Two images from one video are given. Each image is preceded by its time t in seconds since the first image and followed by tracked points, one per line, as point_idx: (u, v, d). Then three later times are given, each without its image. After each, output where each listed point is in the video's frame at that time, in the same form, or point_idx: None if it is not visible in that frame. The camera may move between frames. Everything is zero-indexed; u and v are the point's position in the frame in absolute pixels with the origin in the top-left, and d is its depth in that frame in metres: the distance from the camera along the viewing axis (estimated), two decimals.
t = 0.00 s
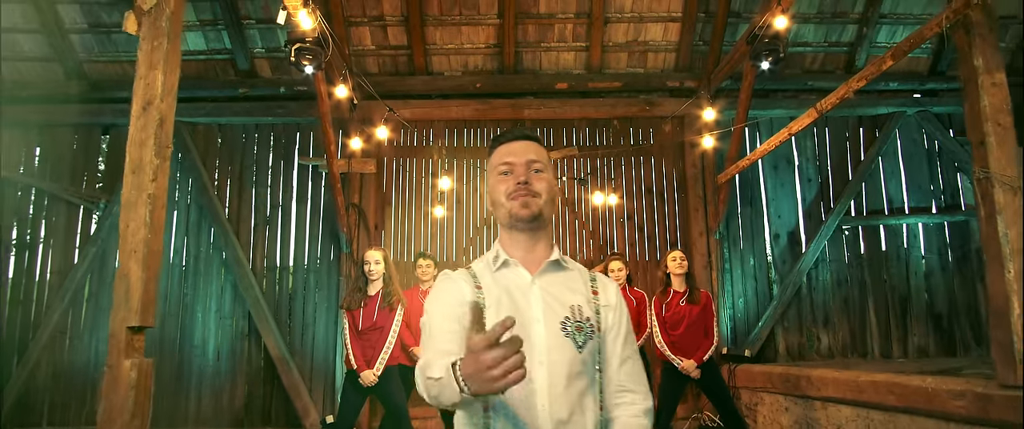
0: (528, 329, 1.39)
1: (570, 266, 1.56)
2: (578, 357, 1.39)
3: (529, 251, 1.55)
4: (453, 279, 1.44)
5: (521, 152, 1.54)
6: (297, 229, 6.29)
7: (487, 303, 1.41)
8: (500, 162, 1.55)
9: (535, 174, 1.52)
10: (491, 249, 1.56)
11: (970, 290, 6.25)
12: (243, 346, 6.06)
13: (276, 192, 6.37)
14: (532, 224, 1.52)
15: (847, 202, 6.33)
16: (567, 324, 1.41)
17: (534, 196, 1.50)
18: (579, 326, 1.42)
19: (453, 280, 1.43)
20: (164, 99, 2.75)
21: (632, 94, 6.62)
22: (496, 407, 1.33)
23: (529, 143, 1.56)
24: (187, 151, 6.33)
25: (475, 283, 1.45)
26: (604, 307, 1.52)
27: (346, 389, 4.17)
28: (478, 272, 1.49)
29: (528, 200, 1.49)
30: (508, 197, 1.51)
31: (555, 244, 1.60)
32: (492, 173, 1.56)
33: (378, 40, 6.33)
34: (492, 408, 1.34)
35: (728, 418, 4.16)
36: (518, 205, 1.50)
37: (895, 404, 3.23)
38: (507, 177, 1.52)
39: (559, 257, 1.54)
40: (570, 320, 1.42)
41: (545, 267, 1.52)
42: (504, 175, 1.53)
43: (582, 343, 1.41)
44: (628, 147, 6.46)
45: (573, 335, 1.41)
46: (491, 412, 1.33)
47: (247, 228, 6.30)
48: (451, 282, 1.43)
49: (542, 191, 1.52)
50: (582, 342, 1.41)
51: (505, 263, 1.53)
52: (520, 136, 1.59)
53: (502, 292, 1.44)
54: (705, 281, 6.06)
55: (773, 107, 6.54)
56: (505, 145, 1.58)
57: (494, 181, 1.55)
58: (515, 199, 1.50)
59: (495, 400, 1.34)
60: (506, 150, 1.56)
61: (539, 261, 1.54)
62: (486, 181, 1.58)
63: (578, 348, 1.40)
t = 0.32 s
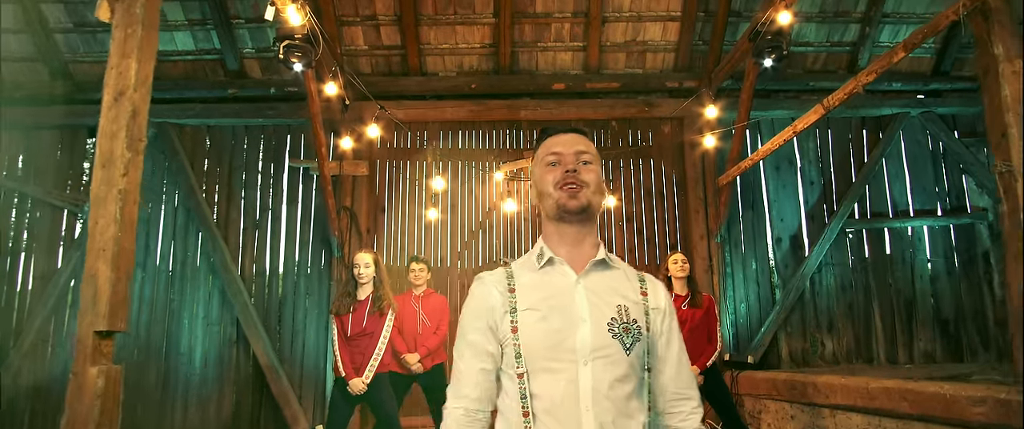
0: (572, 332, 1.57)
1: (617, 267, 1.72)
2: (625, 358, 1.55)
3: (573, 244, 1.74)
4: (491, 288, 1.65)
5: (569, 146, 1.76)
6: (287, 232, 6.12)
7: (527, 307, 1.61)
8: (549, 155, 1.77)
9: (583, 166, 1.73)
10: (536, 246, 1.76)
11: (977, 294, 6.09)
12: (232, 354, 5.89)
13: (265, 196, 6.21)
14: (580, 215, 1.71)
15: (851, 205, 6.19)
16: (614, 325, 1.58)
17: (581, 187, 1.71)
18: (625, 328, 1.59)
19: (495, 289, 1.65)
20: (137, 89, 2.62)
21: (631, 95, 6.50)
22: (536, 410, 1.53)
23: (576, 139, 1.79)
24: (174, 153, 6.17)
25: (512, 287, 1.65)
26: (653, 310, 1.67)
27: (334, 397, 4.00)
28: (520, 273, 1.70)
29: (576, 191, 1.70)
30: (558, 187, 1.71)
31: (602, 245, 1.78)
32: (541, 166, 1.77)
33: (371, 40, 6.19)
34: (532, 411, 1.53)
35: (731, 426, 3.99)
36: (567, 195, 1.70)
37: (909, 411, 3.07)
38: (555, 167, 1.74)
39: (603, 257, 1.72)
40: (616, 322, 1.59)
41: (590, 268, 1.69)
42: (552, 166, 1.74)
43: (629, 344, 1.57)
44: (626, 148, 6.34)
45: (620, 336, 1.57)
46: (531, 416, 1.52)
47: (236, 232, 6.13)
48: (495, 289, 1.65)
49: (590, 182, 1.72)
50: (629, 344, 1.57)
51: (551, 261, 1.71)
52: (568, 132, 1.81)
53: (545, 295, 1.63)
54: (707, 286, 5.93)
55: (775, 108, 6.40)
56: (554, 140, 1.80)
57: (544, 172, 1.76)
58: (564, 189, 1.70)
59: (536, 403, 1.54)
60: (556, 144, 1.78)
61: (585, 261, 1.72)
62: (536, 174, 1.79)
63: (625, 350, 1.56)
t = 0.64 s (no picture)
0: (571, 325, 1.51)
1: (631, 254, 1.62)
2: (627, 354, 1.48)
3: (586, 235, 1.66)
4: (494, 278, 1.63)
5: (584, 127, 1.66)
6: (273, 234, 5.91)
7: (527, 298, 1.57)
8: (562, 137, 1.67)
9: (598, 150, 1.64)
10: (547, 235, 1.70)
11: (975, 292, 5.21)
12: (216, 361, 5.67)
13: (251, 197, 6.00)
14: (593, 203, 1.62)
15: (856, 204, 5.99)
16: (617, 318, 1.50)
17: (594, 173, 1.61)
18: (630, 321, 1.50)
19: (496, 279, 1.62)
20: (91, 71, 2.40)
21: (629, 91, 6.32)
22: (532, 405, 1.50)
23: (591, 119, 1.68)
24: (157, 153, 5.97)
25: (515, 275, 1.62)
26: (668, 301, 1.55)
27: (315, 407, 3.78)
28: (526, 260, 1.65)
29: (588, 177, 1.60)
30: (569, 172, 1.61)
31: (617, 232, 1.68)
32: (553, 149, 1.68)
33: (360, 35, 6.00)
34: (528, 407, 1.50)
35: None
36: (579, 181, 1.60)
37: (929, 419, 2.87)
38: (568, 150, 1.64)
39: (616, 245, 1.62)
40: (621, 314, 1.51)
41: (600, 256, 1.61)
42: (565, 150, 1.65)
43: (633, 339, 1.49)
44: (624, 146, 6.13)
45: (623, 331, 1.49)
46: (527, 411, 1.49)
47: (220, 235, 5.92)
48: (497, 278, 1.63)
49: (605, 167, 1.62)
50: (633, 338, 1.49)
51: (558, 249, 1.65)
52: (582, 112, 1.72)
53: (547, 285, 1.58)
54: (708, 287, 5.71)
55: (777, 104, 6.24)
56: (567, 121, 1.71)
57: (555, 156, 1.67)
58: (576, 175, 1.60)
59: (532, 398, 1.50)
60: (569, 126, 1.68)
61: (596, 249, 1.64)
62: (548, 157, 1.70)
63: (628, 345, 1.48)
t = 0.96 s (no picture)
0: (538, 321, 1.51)
1: (602, 247, 1.61)
2: (593, 347, 1.46)
3: (556, 231, 1.66)
4: (465, 281, 1.65)
5: (565, 121, 1.66)
6: (262, 242, 5.72)
7: (496, 299, 1.57)
8: (541, 130, 1.67)
9: (577, 148, 1.63)
10: (520, 233, 1.71)
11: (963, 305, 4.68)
12: (200, 374, 5.44)
13: (240, 205, 5.81)
14: (566, 203, 1.63)
15: (864, 211, 5.79)
16: (583, 312, 1.50)
17: (570, 173, 1.61)
18: (597, 314, 1.50)
19: (467, 282, 1.64)
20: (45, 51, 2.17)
21: (629, 95, 6.15)
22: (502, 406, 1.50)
23: (574, 115, 1.68)
24: (143, 159, 5.79)
25: (487, 277, 1.63)
26: (637, 291, 1.52)
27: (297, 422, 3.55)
28: (497, 262, 1.67)
29: (563, 176, 1.60)
30: (545, 169, 1.61)
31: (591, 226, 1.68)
32: (532, 140, 1.67)
33: (352, 38, 5.84)
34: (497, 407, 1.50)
35: None
36: (554, 180, 1.60)
37: None
38: (546, 145, 1.64)
39: (588, 238, 1.62)
40: (587, 308, 1.51)
41: (570, 250, 1.61)
42: (543, 143, 1.64)
43: (600, 333, 1.48)
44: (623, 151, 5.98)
45: (589, 324, 1.49)
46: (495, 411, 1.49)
47: (207, 243, 5.72)
48: (467, 281, 1.64)
49: (581, 166, 1.62)
50: (600, 332, 1.48)
51: (529, 245, 1.67)
52: (565, 104, 1.70)
53: (516, 285, 1.58)
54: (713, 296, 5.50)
55: (780, 110, 6.08)
56: (549, 112, 1.70)
57: (533, 148, 1.66)
58: (551, 173, 1.60)
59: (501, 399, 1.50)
60: (550, 118, 1.67)
61: (567, 243, 1.64)
62: (524, 148, 1.69)
63: (594, 339, 1.47)
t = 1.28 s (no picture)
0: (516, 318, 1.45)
1: (577, 240, 1.59)
2: (573, 346, 1.43)
3: (529, 226, 1.62)
4: (437, 272, 1.55)
5: (529, 107, 1.63)
6: (247, 250, 5.52)
7: (472, 293, 1.50)
8: (505, 119, 1.64)
9: (542, 136, 1.61)
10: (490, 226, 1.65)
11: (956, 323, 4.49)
12: (182, 387, 5.25)
13: (225, 211, 5.63)
14: (533, 198, 1.60)
15: (869, 218, 5.62)
16: (562, 310, 1.46)
17: (536, 165, 1.58)
18: (577, 312, 1.46)
19: (440, 275, 1.54)
20: None
21: (627, 99, 6.01)
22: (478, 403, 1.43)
23: (537, 101, 1.64)
24: (125, 165, 5.60)
25: (460, 269, 1.54)
26: (614, 288, 1.51)
27: None
28: (469, 252, 1.59)
29: (528, 170, 1.57)
30: (511, 165, 1.58)
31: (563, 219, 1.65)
32: (496, 132, 1.64)
33: (342, 41, 5.69)
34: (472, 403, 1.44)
35: None
36: (519, 175, 1.58)
37: None
38: (510, 136, 1.62)
39: (561, 230, 1.59)
40: (566, 305, 1.47)
41: (544, 243, 1.58)
42: (506, 135, 1.62)
43: (579, 332, 1.45)
44: (620, 156, 5.81)
45: (568, 323, 1.45)
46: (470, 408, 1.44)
47: (191, 251, 5.52)
48: (441, 272, 1.55)
49: (548, 156, 1.59)
50: (579, 330, 1.45)
51: (500, 239, 1.62)
52: (528, 89, 1.67)
53: (493, 279, 1.52)
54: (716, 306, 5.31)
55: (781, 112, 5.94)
56: (512, 99, 1.67)
57: (497, 140, 1.64)
58: (517, 166, 1.58)
59: (477, 396, 1.44)
60: (512, 107, 1.64)
61: (540, 237, 1.61)
62: (489, 140, 1.67)
63: (573, 338, 1.44)
